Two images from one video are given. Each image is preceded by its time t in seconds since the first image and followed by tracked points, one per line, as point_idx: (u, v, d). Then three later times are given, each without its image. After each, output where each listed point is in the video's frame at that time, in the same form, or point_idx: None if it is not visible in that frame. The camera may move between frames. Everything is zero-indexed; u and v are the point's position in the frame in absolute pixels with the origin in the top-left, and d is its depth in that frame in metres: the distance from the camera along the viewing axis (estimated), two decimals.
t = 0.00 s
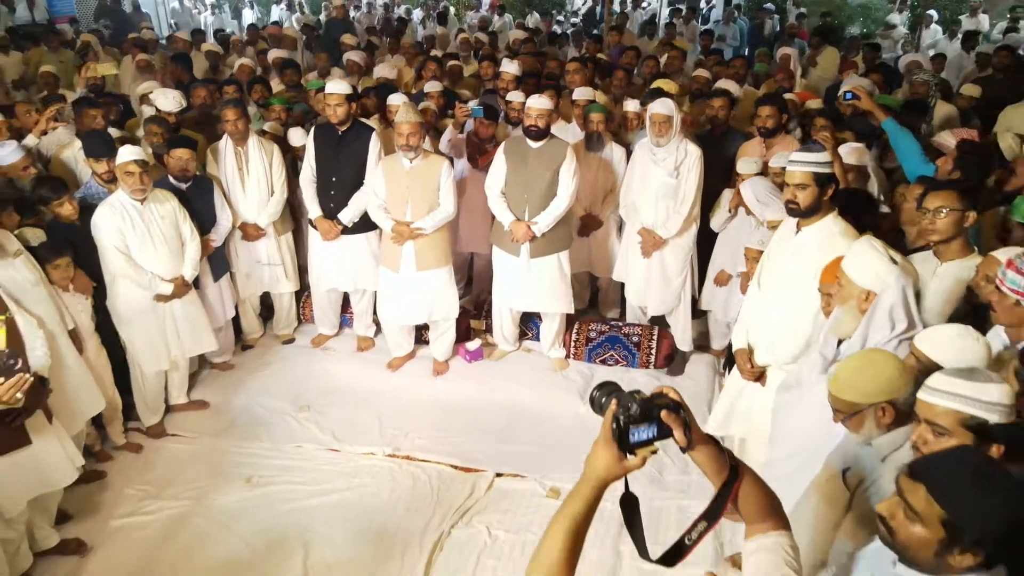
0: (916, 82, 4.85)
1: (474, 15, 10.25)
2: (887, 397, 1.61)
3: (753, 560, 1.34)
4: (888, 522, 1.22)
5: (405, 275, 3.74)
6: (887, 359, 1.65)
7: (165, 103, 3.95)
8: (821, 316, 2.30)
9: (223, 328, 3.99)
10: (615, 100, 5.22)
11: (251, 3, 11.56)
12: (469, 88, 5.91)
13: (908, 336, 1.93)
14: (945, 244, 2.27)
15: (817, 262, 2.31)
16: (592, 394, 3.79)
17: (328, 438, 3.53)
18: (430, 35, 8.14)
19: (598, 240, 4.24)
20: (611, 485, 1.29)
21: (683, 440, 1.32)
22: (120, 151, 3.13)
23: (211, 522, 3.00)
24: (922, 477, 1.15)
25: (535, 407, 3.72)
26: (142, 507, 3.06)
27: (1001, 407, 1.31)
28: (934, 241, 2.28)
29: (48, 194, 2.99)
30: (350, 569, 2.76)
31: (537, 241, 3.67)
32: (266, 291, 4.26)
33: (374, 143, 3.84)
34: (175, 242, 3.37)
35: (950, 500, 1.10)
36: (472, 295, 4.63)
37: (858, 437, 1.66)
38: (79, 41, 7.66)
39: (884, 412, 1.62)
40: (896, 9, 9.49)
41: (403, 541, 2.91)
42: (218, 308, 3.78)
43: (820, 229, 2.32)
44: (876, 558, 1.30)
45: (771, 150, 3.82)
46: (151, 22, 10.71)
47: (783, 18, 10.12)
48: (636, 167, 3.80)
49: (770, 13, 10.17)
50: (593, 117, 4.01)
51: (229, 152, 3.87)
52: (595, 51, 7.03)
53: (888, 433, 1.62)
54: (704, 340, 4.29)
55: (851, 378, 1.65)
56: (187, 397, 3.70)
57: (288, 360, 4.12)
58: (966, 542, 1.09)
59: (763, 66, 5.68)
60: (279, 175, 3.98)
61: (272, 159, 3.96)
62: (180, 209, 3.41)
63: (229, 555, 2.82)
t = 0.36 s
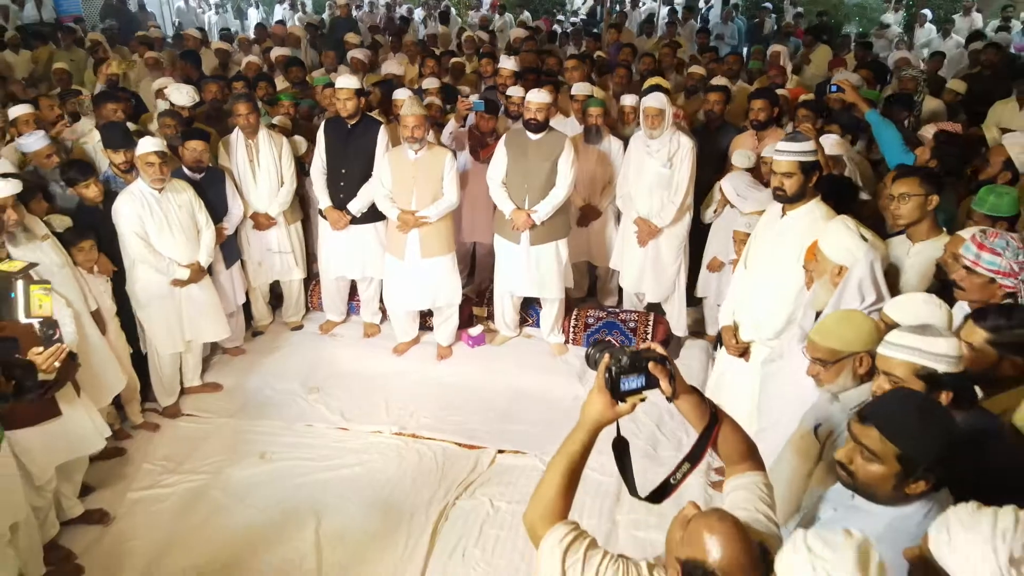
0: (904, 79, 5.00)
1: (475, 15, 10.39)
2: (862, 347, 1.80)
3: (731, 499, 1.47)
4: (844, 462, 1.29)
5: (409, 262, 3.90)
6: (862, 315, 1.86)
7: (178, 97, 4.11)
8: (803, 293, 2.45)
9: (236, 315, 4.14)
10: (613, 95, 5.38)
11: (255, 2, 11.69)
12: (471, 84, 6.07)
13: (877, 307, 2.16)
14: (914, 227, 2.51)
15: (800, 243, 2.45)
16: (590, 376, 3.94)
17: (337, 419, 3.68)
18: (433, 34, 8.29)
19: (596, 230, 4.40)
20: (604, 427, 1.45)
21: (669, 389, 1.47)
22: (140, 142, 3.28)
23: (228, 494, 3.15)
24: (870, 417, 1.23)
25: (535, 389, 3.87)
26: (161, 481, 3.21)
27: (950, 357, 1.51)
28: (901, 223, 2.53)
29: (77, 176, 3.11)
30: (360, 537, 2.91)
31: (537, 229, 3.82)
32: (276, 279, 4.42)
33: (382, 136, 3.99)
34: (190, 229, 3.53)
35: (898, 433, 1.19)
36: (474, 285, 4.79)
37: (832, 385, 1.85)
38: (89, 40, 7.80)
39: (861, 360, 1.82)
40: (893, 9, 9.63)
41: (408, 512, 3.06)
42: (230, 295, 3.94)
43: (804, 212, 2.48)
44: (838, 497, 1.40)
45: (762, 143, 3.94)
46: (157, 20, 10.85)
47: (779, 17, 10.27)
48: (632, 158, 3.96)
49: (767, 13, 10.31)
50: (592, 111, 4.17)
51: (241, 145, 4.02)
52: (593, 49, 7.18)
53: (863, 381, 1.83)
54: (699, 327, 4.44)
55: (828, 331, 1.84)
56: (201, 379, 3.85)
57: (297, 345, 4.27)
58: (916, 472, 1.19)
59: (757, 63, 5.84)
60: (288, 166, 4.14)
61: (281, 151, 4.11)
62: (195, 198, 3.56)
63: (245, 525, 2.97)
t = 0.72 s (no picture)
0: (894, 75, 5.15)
1: (476, 15, 10.54)
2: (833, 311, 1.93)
3: (713, 446, 1.63)
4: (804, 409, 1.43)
5: (413, 250, 4.06)
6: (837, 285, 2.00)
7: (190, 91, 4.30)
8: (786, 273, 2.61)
9: (246, 302, 4.29)
10: (610, 91, 5.53)
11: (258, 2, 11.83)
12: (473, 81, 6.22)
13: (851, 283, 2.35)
14: (889, 210, 2.72)
15: (784, 225, 2.60)
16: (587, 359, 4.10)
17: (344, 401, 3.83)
18: (434, 32, 8.44)
19: (594, 220, 4.55)
20: (596, 382, 1.60)
21: (656, 348, 1.61)
22: (158, 134, 3.45)
23: (240, 469, 3.30)
24: (828, 367, 1.37)
25: (535, 372, 4.02)
26: (177, 457, 3.36)
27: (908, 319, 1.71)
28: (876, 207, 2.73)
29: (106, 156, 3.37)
30: (366, 508, 3.06)
31: (536, 218, 3.98)
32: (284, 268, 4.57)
33: (387, 130, 4.14)
34: (204, 218, 3.69)
35: (856, 382, 1.32)
36: (475, 274, 4.94)
37: (808, 347, 1.99)
38: (97, 39, 7.96)
39: (836, 325, 1.96)
40: (888, 8, 9.75)
41: (413, 485, 3.21)
42: (241, 281, 4.10)
43: (787, 197, 2.62)
44: (806, 444, 1.55)
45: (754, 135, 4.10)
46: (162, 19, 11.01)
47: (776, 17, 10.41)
48: (627, 150, 4.11)
49: (764, 12, 10.45)
50: (589, 105, 4.32)
51: (251, 138, 4.18)
52: (592, 47, 7.33)
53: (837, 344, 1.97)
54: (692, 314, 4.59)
55: (806, 294, 1.97)
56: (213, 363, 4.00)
57: (304, 331, 4.42)
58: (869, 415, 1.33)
59: (751, 60, 5.99)
60: (297, 158, 4.30)
61: (289, 144, 4.27)
62: (208, 188, 3.72)
63: (257, 496, 3.12)
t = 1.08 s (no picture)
0: (886, 71, 5.30)
1: (478, 13, 10.67)
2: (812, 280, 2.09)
3: (698, 403, 1.77)
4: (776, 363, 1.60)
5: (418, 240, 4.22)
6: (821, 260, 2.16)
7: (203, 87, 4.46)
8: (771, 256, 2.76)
9: (257, 290, 4.45)
10: (609, 87, 5.68)
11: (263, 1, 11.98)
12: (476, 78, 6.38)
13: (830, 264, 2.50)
14: (872, 196, 2.87)
15: (770, 210, 2.75)
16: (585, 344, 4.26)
17: (353, 383, 3.99)
18: (438, 31, 8.60)
19: (593, 212, 4.71)
20: (589, 347, 1.74)
21: (643, 317, 1.76)
22: (175, 126, 3.60)
23: (253, 446, 3.45)
24: (798, 327, 1.54)
25: (536, 357, 4.18)
26: (193, 434, 3.51)
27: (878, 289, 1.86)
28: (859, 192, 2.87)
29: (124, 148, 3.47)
30: (374, 481, 3.22)
31: (537, 208, 4.14)
32: (293, 257, 4.73)
33: (389, 124, 4.31)
34: (219, 207, 3.84)
35: (821, 338, 1.50)
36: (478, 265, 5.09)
37: (791, 313, 2.16)
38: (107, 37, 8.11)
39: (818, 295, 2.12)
40: (886, 8, 9.87)
41: (419, 459, 3.37)
42: (254, 269, 4.26)
43: (773, 185, 2.78)
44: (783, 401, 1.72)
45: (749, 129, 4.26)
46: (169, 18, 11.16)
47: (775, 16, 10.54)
48: (625, 143, 4.27)
49: (763, 11, 10.58)
50: (589, 100, 4.48)
51: (262, 131, 4.33)
52: (593, 44, 7.48)
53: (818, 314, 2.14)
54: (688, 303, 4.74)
55: (793, 264, 2.13)
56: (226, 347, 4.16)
57: (313, 318, 4.58)
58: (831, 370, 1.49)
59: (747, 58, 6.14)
60: (306, 150, 4.46)
61: (299, 136, 4.42)
62: (223, 179, 3.88)
63: (271, 469, 3.28)
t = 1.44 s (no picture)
0: (885, 67, 5.42)
1: (485, 12, 10.81)
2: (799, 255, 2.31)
3: (690, 365, 1.91)
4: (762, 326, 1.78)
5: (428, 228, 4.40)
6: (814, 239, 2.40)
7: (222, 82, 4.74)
8: (763, 242, 2.90)
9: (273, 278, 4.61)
10: (614, 83, 5.83)
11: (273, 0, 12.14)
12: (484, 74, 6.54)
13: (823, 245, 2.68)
14: (865, 183, 3.00)
15: (763, 196, 2.90)
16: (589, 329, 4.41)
17: (364, 366, 4.15)
18: (446, 30, 8.75)
19: (597, 203, 4.85)
20: (588, 318, 1.87)
21: (639, 291, 1.91)
22: (194, 118, 3.75)
23: (270, 423, 3.61)
24: (783, 292, 1.73)
25: (541, 342, 4.32)
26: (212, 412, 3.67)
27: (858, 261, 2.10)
28: (852, 179, 3.00)
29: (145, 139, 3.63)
30: (386, 455, 3.37)
31: (542, 198, 4.29)
32: (306, 247, 4.89)
33: (394, 117, 4.47)
34: (237, 195, 4.00)
35: (802, 301, 1.68)
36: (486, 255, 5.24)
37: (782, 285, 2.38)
38: (121, 35, 8.28)
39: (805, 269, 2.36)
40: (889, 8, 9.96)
41: (428, 435, 3.52)
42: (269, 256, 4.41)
43: (768, 172, 2.92)
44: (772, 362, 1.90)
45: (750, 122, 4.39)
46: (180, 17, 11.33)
47: (779, 15, 10.65)
48: (630, 136, 4.41)
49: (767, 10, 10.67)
50: (594, 95, 4.61)
51: (278, 124, 4.49)
52: (598, 42, 7.61)
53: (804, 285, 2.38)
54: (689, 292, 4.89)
55: (788, 240, 2.38)
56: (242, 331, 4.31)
57: (326, 305, 4.74)
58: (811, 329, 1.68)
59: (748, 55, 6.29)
60: (320, 141, 4.61)
61: (313, 129, 4.58)
62: (241, 168, 4.03)
63: (287, 444, 3.43)
